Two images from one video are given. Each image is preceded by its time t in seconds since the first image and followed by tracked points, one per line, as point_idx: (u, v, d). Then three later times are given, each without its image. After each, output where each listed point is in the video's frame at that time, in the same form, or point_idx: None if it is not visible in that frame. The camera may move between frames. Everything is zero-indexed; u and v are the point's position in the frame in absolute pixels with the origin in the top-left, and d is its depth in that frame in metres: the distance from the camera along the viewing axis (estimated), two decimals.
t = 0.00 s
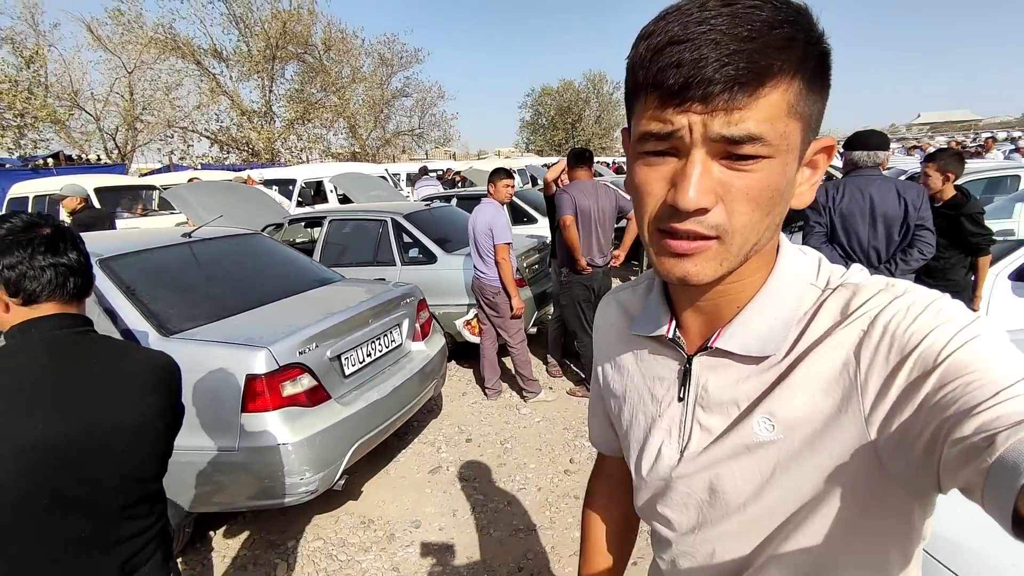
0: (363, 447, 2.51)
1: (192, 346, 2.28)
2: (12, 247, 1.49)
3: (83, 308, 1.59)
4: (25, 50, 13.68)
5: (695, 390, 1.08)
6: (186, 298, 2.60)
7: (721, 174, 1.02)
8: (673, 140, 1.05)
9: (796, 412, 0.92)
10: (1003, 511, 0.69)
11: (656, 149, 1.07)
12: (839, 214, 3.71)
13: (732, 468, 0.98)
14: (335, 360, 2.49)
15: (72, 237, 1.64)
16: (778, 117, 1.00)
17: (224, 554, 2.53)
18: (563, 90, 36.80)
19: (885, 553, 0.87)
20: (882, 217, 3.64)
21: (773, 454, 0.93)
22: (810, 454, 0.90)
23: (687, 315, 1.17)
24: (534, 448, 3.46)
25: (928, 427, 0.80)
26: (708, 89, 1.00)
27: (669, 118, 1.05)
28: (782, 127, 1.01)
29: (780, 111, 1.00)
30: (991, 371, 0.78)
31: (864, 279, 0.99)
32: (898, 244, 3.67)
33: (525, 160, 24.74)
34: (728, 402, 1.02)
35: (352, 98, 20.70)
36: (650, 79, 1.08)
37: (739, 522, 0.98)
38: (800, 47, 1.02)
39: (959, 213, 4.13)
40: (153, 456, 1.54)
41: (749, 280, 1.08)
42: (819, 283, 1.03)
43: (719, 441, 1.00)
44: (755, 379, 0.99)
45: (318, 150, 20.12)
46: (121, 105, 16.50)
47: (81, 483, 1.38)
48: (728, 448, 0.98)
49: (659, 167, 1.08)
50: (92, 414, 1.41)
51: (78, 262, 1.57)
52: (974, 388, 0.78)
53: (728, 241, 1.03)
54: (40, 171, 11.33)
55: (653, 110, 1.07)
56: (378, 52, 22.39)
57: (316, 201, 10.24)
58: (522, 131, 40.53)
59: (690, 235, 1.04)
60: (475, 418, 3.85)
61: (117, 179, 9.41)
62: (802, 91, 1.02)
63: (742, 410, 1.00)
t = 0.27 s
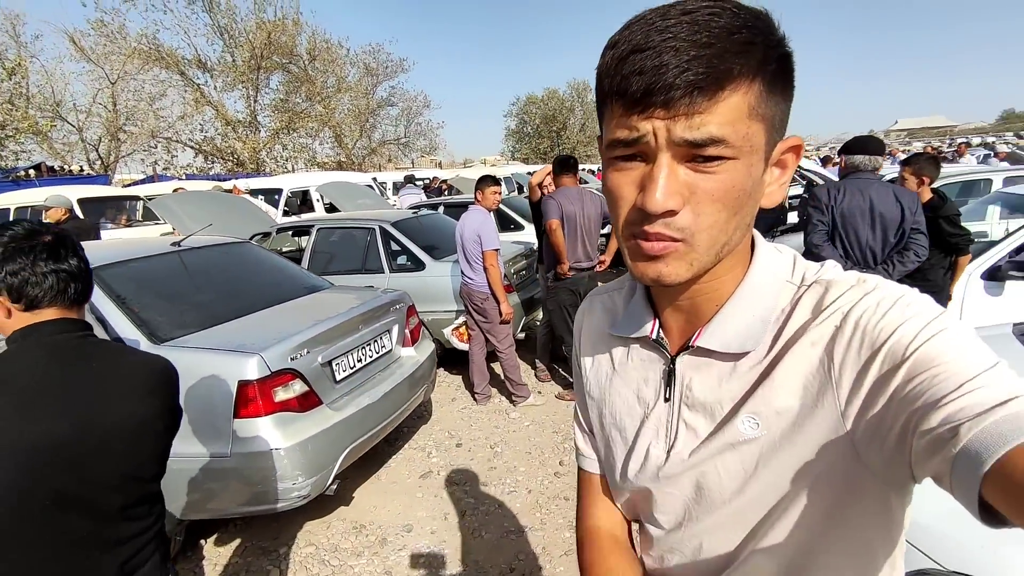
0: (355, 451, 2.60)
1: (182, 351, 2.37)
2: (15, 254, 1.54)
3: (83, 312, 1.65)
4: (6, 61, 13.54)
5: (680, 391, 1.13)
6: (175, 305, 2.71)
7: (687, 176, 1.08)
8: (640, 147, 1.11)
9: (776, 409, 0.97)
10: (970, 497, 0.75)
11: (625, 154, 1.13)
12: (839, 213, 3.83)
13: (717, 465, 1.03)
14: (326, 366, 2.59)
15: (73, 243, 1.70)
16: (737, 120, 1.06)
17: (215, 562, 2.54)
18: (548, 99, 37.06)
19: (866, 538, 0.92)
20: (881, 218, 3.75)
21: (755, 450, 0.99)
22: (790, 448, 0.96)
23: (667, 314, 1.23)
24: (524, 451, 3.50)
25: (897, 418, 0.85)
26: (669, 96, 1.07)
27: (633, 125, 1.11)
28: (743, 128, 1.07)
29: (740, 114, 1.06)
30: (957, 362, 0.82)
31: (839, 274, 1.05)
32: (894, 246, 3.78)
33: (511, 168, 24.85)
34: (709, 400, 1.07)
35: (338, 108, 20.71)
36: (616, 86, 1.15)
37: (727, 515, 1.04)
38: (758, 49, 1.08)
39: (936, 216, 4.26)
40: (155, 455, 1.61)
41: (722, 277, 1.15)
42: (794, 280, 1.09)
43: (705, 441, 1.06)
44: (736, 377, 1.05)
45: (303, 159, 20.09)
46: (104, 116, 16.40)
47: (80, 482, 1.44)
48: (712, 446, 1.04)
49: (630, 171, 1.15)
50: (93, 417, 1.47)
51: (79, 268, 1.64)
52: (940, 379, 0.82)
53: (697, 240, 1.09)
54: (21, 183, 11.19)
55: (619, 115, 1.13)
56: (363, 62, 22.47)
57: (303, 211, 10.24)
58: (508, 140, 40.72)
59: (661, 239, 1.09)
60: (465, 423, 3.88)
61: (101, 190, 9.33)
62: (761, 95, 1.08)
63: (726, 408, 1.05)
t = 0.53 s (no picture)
0: (350, 459, 2.62)
1: (176, 361, 2.40)
2: (14, 265, 1.54)
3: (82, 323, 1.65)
4: None
5: (681, 391, 1.16)
6: (167, 314, 2.74)
7: (687, 177, 1.12)
8: (643, 147, 1.15)
9: (774, 413, 0.99)
10: (964, 501, 0.77)
11: (628, 155, 1.17)
12: (846, 214, 3.86)
13: (716, 468, 1.05)
14: (321, 374, 2.61)
15: (72, 254, 1.69)
16: (738, 123, 1.09)
17: (210, 574, 2.52)
18: (536, 106, 37.25)
19: (862, 541, 0.94)
20: (886, 220, 3.83)
21: (752, 452, 1.01)
22: (787, 451, 0.98)
23: (670, 314, 1.26)
24: (519, 456, 3.52)
25: (897, 421, 0.87)
26: (671, 98, 1.10)
27: (637, 126, 1.15)
28: (744, 131, 1.09)
29: (741, 117, 1.09)
30: (955, 368, 0.83)
31: (840, 280, 1.07)
32: (894, 248, 3.87)
33: (501, 174, 24.92)
34: (708, 403, 1.09)
35: (326, 116, 20.69)
36: (622, 88, 1.19)
37: (724, 518, 1.06)
38: (762, 53, 1.11)
39: (926, 219, 4.34)
40: (150, 468, 1.59)
41: (724, 278, 1.17)
42: (796, 286, 1.11)
43: (704, 444, 1.07)
44: (735, 382, 1.07)
45: (292, 168, 20.04)
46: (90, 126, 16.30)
47: (81, 490, 1.43)
48: (711, 449, 1.06)
49: (633, 170, 1.18)
50: (90, 428, 1.45)
51: (78, 278, 1.63)
52: (938, 386, 0.83)
53: (697, 240, 1.11)
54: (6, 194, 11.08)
55: (624, 116, 1.17)
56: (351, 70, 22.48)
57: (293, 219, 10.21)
58: (497, 146, 40.84)
59: (660, 237, 1.13)
60: (459, 430, 3.89)
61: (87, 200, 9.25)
62: (763, 98, 1.11)
63: (725, 410, 1.07)
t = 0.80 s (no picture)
0: (346, 468, 2.62)
1: (169, 369, 2.40)
2: (10, 276, 1.52)
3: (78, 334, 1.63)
4: None
5: (679, 386, 1.17)
6: (160, 322, 2.74)
7: (691, 187, 1.13)
8: (651, 156, 1.16)
9: (769, 409, 1.00)
10: (953, 500, 0.80)
11: (637, 162, 1.18)
12: (847, 218, 3.90)
13: (711, 464, 1.07)
14: (317, 382, 2.62)
15: (68, 264, 1.68)
16: (745, 137, 1.09)
17: None
18: (527, 112, 37.36)
19: (854, 540, 0.97)
20: (885, 225, 3.88)
21: (747, 450, 1.02)
22: (781, 451, 1.00)
23: (675, 316, 1.27)
24: (514, 463, 3.51)
25: (892, 423, 0.89)
26: (681, 109, 1.11)
27: (647, 134, 1.17)
28: (750, 145, 1.10)
29: (748, 131, 1.09)
30: (948, 372, 0.86)
31: (841, 287, 1.08)
32: (892, 252, 3.92)
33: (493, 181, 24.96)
34: (705, 398, 1.11)
35: (317, 123, 20.65)
36: (636, 94, 1.20)
37: (720, 518, 1.08)
38: (774, 70, 1.11)
39: (920, 225, 4.40)
40: (147, 478, 1.58)
41: (726, 285, 1.19)
42: (800, 291, 1.12)
43: (698, 441, 1.08)
44: (730, 380, 1.08)
45: (283, 175, 19.97)
46: (79, 133, 16.17)
47: (78, 502, 1.42)
48: (706, 445, 1.07)
49: (641, 177, 1.20)
50: (87, 441, 1.44)
51: (75, 288, 1.62)
52: (932, 388, 0.86)
53: (699, 248, 1.13)
54: None
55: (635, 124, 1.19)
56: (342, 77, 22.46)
57: (284, 226, 10.17)
58: (489, 153, 40.89)
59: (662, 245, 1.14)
60: (453, 437, 3.88)
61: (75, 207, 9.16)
62: (773, 113, 1.11)
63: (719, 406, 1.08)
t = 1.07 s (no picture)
0: (341, 475, 2.59)
1: (159, 377, 2.35)
2: None
3: (62, 339, 1.59)
4: None
5: (680, 384, 1.17)
6: (149, 329, 2.69)
7: (688, 182, 1.12)
8: (646, 153, 1.16)
9: (770, 406, 1.00)
10: (953, 494, 0.80)
11: (633, 160, 1.18)
12: (839, 223, 3.91)
13: (713, 464, 1.08)
14: (310, 389, 2.59)
15: (53, 268, 1.63)
16: (739, 130, 1.09)
17: None
18: (519, 118, 37.43)
19: (858, 534, 0.98)
20: (879, 229, 3.88)
21: (748, 449, 1.03)
22: (782, 449, 1.00)
23: (674, 314, 1.27)
24: (511, 470, 3.47)
25: (892, 417, 0.88)
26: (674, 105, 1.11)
27: (642, 132, 1.16)
28: (744, 139, 1.09)
29: (742, 124, 1.09)
30: (947, 365, 0.85)
31: (840, 283, 1.07)
32: (888, 255, 3.92)
33: (485, 186, 24.93)
34: (705, 394, 1.11)
35: (309, 128, 20.56)
36: (630, 93, 1.20)
37: (725, 516, 1.09)
38: (765, 65, 1.10)
39: (918, 227, 4.38)
40: (138, 487, 1.53)
41: (725, 279, 1.18)
42: (797, 288, 1.11)
43: (701, 441, 1.09)
44: (730, 376, 1.08)
45: (274, 180, 19.85)
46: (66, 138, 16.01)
47: (62, 518, 1.37)
48: (708, 445, 1.07)
49: (638, 175, 1.19)
50: (73, 450, 1.39)
51: (60, 293, 1.58)
52: (931, 381, 0.85)
53: (698, 242, 1.12)
54: None
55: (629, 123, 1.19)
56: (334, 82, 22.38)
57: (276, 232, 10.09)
58: (481, 158, 40.91)
59: (661, 241, 1.14)
60: (448, 443, 3.84)
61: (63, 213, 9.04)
62: (767, 106, 1.10)
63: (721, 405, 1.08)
